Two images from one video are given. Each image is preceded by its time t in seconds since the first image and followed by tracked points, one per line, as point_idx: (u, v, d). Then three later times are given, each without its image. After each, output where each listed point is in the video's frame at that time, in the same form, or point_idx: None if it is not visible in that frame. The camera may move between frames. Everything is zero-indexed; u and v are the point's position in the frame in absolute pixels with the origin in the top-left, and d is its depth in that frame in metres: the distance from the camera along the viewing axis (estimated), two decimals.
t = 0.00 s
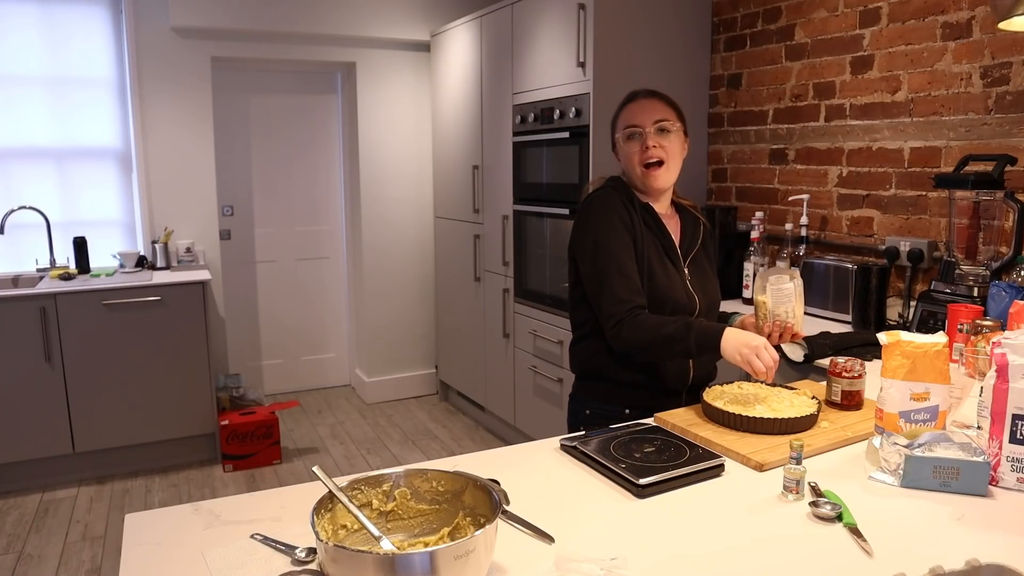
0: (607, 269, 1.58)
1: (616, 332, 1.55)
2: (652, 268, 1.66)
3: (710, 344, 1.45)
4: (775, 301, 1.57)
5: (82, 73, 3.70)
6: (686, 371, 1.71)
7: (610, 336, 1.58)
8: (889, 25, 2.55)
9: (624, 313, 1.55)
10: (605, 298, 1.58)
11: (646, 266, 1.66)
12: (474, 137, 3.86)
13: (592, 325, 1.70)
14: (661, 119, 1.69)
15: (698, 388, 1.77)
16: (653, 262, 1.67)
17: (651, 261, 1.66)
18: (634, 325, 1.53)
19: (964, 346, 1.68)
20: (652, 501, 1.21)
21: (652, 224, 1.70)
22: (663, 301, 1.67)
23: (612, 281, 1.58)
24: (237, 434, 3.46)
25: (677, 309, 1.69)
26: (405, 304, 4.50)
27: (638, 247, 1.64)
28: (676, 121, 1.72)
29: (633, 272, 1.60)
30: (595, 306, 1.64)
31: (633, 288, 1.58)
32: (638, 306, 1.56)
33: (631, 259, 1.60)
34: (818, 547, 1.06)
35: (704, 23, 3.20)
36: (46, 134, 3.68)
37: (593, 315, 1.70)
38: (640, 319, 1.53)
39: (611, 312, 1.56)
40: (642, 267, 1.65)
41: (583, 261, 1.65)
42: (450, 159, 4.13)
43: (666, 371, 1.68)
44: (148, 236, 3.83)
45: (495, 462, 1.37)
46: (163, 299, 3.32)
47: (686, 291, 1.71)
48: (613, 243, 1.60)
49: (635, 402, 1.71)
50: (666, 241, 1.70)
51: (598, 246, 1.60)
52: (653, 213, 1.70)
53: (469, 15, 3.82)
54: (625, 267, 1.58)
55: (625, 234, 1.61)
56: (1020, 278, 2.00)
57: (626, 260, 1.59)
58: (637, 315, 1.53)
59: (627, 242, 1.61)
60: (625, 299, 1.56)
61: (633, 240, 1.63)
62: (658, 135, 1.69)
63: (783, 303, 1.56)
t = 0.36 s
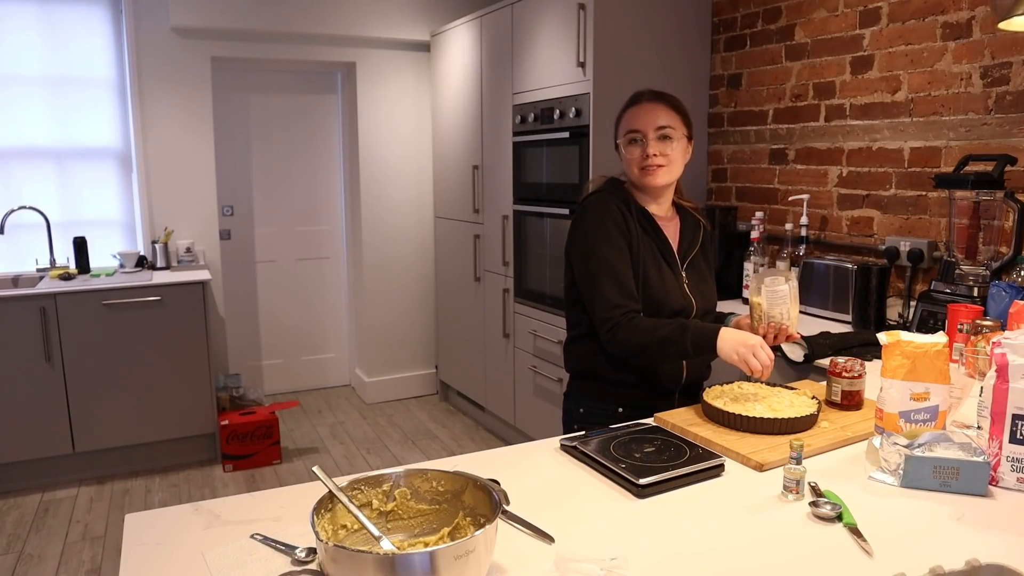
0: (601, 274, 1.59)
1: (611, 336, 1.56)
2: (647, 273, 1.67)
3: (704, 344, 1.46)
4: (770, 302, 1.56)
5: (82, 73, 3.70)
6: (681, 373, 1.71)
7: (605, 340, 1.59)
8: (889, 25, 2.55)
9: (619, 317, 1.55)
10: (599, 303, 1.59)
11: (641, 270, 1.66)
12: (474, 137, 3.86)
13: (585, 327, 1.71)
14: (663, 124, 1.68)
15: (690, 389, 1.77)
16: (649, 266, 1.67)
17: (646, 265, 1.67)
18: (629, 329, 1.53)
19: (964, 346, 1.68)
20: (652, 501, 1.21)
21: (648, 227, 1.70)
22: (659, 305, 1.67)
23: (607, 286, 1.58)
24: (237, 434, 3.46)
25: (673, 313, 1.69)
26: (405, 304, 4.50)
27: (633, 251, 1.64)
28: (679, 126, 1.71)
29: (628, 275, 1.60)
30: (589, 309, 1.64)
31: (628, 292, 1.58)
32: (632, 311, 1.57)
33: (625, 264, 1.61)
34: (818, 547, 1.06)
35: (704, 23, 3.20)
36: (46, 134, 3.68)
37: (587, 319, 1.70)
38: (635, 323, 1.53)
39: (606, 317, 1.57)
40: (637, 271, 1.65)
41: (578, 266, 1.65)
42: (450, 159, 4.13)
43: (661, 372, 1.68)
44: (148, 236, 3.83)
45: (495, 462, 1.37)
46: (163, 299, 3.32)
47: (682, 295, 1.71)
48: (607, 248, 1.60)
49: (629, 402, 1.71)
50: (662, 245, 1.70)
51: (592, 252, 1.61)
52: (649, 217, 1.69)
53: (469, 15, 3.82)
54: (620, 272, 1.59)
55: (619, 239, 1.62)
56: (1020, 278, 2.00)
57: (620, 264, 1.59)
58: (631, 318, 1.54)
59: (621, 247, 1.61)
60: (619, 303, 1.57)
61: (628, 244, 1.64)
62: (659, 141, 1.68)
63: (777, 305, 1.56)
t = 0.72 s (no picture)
0: (596, 275, 1.60)
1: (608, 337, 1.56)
2: (643, 273, 1.67)
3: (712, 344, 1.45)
4: (769, 302, 1.56)
5: (82, 73, 3.70)
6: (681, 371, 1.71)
7: (604, 340, 1.59)
8: (889, 25, 2.55)
9: (616, 318, 1.56)
10: (596, 304, 1.59)
11: (636, 270, 1.66)
12: (474, 137, 3.86)
13: (583, 329, 1.70)
14: (667, 123, 1.69)
15: (689, 389, 1.77)
16: (645, 266, 1.67)
17: (641, 265, 1.67)
18: (627, 329, 1.54)
19: (964, 346, 1.67)
20: (652, 501, 1.21)
21: (642, 228, 1.69)
22: (657, 305, 1.67)
23: (602, 288, 1.59)
24: (237, 434, 3.46)
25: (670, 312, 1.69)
26: (405, 303, 4.50)
27: (627, 252, 1.65)
28: (682, 127, 1.71)
29: (623, 277, 1.60)
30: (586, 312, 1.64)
31: (623, 292, 1.59)
32: (629, 311, 1.57)
33: (620, 265, 1.61)
34: (818, 547, 1.06)
35: (704, 23, 3.20)
36: (46, 134, 3.68)
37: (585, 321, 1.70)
38: (632, 323, 1.53)
39: (602, 317, 1.57)
40: (632, 272, 1.65)
41: (573, 269, 1.66)
42: (450, 159, 4.13)
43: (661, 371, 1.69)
44: (148, 236, 3.83)
45: (495, 462, 1.37)
46: (163, 299, 3.32)
47: (679, 293, 1.71)
48: (601, 250, 1.61)
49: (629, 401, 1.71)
50: (658, 245, 1.70)
51: (586, 254, 1.62)
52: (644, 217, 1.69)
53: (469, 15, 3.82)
54: (615, 273, 1.60)
55: (613, 240, 1.62)
56: (1020, 278, 1.99)
57: (615, 265, 1.60)
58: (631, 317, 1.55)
59: (616, 248, 1.62)
60: (615, 304, 1.57)
61: (622, 246, 1.64)
62: (663, 139, 1.68)
63: (775, 306, 1.56)
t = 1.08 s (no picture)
0: (594, 274, 1.60)
1: (606, 336, 1.56)
2: (641, 272, 1.67)
3: (708, 344, 1.45)
4: (768, 301, 1.56)
5: (81, 73, 3.70)
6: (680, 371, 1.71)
7: (602, 339, 1.59)
8: (889, 25, 2.55)
9: (614, 317, 1.56)
10: (594, 303, 1.59)
11: (635, 269, 1.66)
12: (473, 137, 3.86)
13: (582, 328, 1.71)
14: (666, 118, 1.68)
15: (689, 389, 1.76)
16: (643, 265, 1.67)
17: (640, 264, 1.67)
18: (625, 329, 1.54)
19: (964, 346, 1.67)
20: (652, 501, 1.21)
21: (641, 227, 1.69)
22: (655, 304, 1.68)
23: (600, 286, 1.59)
24: (237, 434, 3.46)
25: (668, 311, 1.69)
26: (405, 303, 4.50)
27: (626, 252, 1.65)
28: (681, 121, 1.71)
29: (622, 276, 1.60)
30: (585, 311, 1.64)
31: (621, 291, 1.59)
32: (627, 310, 1.57)
33: (619, 264, 1.61)
34: (818, 547, 1.06)
35: (704, 23, 3.20)
36: (46, 134, 3.68)
37: (585, 321, 1.70)
38: (631, 322, 1.53)
39: (600, 316, 1.57)
40: (631, 271, 1.65)
41: (572, 268, 1.66)
42: (450, 159, 4.13)
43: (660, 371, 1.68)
44: (148, 236, 3.83)
45: (495, 462, 1.37)
46: (163, 299, 3.32)
47: (678, 292, 1.71)
48: (600, 248, 1.61)
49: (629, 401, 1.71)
50: (657, 243, 1.70)
51: (585, 253, 1.62)
52: (642, 215, 1.69)
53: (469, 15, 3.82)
54: (613, 272, 1.59)
55: (612, 240, 1.62)
56: (1020, 277, 1.99)
57: (613, 265, 1.60)
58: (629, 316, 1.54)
59: (615, 247, 1.62)
60: (613, 303, 1.57)
61: (621, 245, 1.64)
62: (662, 134, 1.68)
63: (774, 305, 1.56)
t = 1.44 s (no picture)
0: (595, 275, 1.60)
1: (608, 337, 1.56)
2: (642, 272, 1.67)
3: (712, 347, 1.46)
4: (767, 303, 1.56)
5: (82, 73, 3.70)
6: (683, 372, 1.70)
7: (604, 341, 1.59)
8: (889, 25, 2.55)
9: (616, 319, 1.55)
10: (595, 304, 1.59)
11: (636, 269, 1.66)
12: (474, 137, 3.86)
13: (584, 331, 1.71)
14: (670, 114, 1.69)
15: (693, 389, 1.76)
16: (644, 266, 1.67)
17: (641, 265, 1.67)
18: (627, 330, 1.53)
19: (964, 346, 1.67)
20: (652, 501, 1.21)
21: (641, 228, 1.69)
22: (657, 305, 1.67)
23: (600, 287, 1.59)
24: (237, 434, 3.46)
25: (670, 311, 1.69)
26: (405, 303, 4.50)
27: (627, 254, 1.65)
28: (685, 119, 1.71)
29: (623, 277, 1.60)
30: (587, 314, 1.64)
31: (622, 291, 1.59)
32: (629, 310, 1.57)
33: (620, 266, 1.61)
34: (818, 547, 1.06)
35: (704, 23, 3.20)
36: (46, 134, 3.68)
37: (586, 321, 1.71)
38: (634, 324, 1.53)
39: (601, 317, 1.57)
40: (632, 272, 1.65)
41: (573, 271, 1.66)
42: (450, 159, 4.13)
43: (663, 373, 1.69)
44: (148, 236, 3.84)
45: (495, 462, 1.37)
46: (163, 299, 3.32)
47: (679, 292, 1.71)
48: (600, 249, 1.61)
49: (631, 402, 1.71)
50: (658, 244, 1.70)
51: (585, 255, 1.62)
52: (641, 216, 1.69)
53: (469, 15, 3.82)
54: (614, 272, 1.60)
55: (612, 242, 1.62)
56: (1020, 277, 1.99)
57: (614, 265, 1.60)
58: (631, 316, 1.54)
59: (615, 248, 1.62)
60: (614, 303, 1.57)
61: (622, 247, 1.64)
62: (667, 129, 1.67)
63: (773, 305, 1.56)
